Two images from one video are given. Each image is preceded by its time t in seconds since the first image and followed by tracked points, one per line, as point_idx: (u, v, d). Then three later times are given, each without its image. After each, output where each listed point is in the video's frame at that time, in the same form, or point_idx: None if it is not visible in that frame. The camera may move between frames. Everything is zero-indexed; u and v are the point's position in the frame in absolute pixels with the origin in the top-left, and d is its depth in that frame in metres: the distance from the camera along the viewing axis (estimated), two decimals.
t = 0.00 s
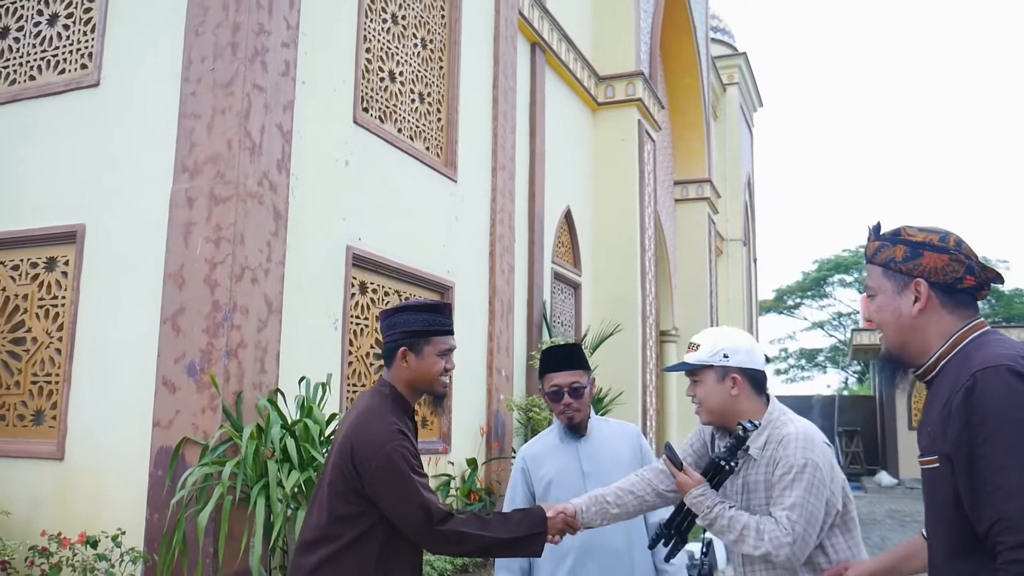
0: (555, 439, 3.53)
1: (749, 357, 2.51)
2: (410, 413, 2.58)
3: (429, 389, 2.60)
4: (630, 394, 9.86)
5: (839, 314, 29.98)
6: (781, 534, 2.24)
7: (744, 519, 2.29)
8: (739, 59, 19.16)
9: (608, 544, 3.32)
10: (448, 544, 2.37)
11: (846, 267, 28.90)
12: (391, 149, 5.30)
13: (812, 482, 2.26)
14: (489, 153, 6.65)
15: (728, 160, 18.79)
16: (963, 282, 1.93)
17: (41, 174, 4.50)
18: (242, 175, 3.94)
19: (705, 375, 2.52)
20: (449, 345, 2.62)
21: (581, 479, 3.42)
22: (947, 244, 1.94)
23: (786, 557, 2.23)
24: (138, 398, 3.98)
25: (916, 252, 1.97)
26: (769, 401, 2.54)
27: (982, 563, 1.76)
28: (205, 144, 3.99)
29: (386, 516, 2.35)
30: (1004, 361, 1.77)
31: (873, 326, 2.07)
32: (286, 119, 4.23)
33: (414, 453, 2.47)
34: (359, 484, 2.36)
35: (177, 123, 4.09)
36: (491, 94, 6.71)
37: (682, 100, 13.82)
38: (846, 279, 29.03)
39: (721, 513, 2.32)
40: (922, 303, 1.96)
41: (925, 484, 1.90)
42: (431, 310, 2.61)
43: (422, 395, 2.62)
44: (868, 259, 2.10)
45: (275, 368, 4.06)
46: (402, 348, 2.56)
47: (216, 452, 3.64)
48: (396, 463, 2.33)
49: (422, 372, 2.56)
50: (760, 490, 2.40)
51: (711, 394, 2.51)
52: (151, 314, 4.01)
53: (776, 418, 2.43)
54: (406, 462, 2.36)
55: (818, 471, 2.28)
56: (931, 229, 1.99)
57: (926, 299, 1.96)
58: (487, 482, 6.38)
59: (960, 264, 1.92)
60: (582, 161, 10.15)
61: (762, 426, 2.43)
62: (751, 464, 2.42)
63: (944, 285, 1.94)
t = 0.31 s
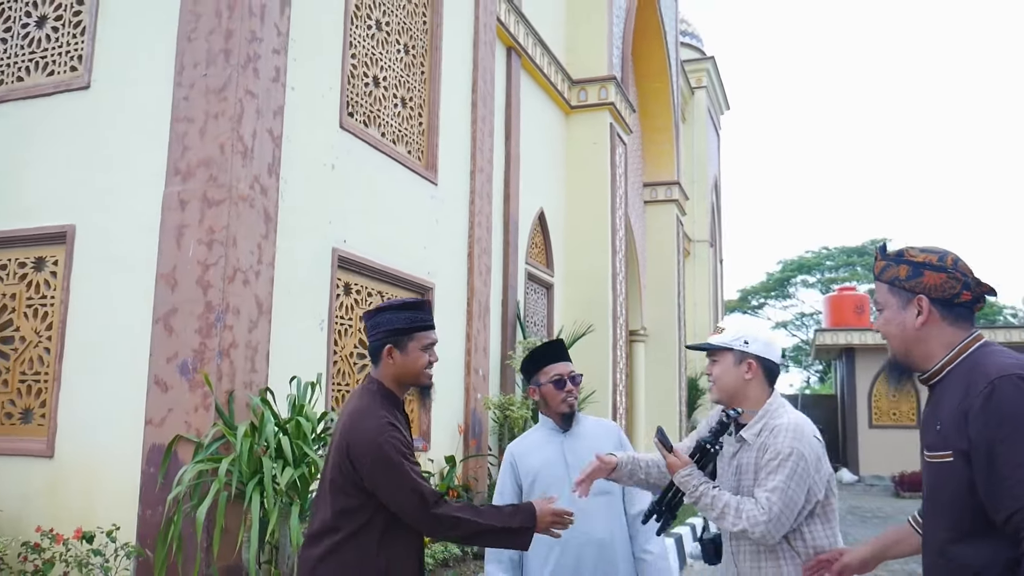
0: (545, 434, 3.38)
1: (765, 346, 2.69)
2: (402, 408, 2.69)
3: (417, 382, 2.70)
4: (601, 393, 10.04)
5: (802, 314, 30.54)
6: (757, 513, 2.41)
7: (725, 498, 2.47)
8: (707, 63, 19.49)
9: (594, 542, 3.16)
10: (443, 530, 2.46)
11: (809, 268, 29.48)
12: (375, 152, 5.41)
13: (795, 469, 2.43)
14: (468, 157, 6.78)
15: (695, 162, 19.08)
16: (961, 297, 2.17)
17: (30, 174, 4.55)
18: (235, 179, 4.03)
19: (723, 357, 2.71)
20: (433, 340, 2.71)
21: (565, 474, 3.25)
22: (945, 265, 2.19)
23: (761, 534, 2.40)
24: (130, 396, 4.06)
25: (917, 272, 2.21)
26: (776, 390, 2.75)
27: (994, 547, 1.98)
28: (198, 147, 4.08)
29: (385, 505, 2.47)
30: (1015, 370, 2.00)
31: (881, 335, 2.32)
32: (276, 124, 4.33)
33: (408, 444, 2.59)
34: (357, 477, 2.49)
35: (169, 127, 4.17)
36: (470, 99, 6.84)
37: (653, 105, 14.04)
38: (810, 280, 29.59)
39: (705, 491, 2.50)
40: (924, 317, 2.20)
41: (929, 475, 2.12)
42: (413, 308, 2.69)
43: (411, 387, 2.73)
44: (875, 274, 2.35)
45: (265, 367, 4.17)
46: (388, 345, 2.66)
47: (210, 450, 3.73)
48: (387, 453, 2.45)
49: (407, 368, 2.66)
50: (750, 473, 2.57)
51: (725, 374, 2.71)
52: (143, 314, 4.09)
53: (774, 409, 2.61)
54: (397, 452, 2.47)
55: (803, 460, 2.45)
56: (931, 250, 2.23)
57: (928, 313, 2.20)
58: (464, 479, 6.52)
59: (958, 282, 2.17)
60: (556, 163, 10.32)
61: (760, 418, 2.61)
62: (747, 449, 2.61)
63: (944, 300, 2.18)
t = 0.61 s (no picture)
0: (530, 373, 3.10)
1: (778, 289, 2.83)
2: (347, 351, 2.71)
3: (361, 326, 2.71)
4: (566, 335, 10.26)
5: (760, 258, 31.15)
6: (740, 435, 2.68)
7: (715, 420, 2.79)
8: (672, 7, 19.44)
9: (585, 484, 2.96)
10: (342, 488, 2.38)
11: (767, 213, 29.95)
12: (347, 100, 5.44)
13: (786, 402, 2.65)
14: (437, 103, 6.82)
15: (658, 107, 19.16)
16: (945, 254, 2.15)
17: None
18: (211, 127, 4.07)
19: (741, 305, 2.84)
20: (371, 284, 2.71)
21: (555, 413, 3.01)
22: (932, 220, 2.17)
23: (741, 454, 2.66)
24: (111, 342, 4.14)
25: (909, 230, 2.18)
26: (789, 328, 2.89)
27: (970, 473, 1.95)
28: (174, 96, 4.10)
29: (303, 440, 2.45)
30: (993, 318, 1.97)
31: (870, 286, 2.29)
32: (250, 72, 4.35)
33: (353, 401, 2.57)
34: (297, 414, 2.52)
35: (143, 75, 4.18)
36: (440, 45, 6.85)
37: (618, 49, 14.13)
38: (768, 224, 30.12)
39: (697, 412, 2.85)
40: (911, 271, 2.18)
41: (911, 412, 2.11)
42: (349, 255, 2.66)
43: (356, 331, 2.73)
44: (869, 227, 2.32)
45: (244, 313, 4.27)
46: (328, 293, 2.66)
47: (194, 393, 3.85)
48: (327, 389, 2.44)
49: (349, 313, 2.66)
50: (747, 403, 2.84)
51: (745, 321, 2.83)
52: (122, 262, 4.14)
53: (784, 348, 2.79)
54: (338, 394, 2.46)
55: (795, 395, 2.66)
56: (921, 210, 2.21)
57: (915, 268, 2.18)
58: (435, 419, 6.72)
59: (943, 239, 2.15)
60: (522, 108, 10.34)
61: (768, 355, 2.80)
62: (752, 382, 2.83)
63: (930, 254, 2.16)
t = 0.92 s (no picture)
0: (495, 352, 3.22)
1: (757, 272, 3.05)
2: (261, 335, 2.79)
3: (279, 311, 2.79)
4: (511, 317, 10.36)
5: (700, 240, 31.72)
6: (707, 397, 2.91)
7: (687, 383, 2.99)
8: None
9: (544, 460, 3.12)
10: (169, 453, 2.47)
11: (707, 195, 30.47)
12: (295, 84, 5.45)
13: (755, 373, 2.88)
14: (384, 87, 6.86)
15: (601, 90, 19.31)
16: (893, 242, 2.30)
17: None
18: (161, 112, 4.07)
19: (724, 287, 3.08)
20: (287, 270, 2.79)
21: (515, 393, 3.14)
22: (884, 211, 2.32)
23: (708, 415, 2.90)
24: (60, 327, 4.13)
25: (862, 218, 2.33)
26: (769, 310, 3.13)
27: (904, 438, 2.12)
28: (122, 80, 4.09)
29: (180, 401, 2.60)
30: (932, 300, 2.13)
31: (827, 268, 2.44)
32: (199, 56, 4.36)
33: (248, 383, 2.62)
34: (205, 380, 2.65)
35: (90, 58, 4.15)
36: (387, 28, 6.88)
37: (562, 32, 14.24)
38: (708, 206, 30.64)
39: (672, 374, 3.05)
40: (862, 255, 2.33)
41: (855, 384, 2.27)
42: (268, 243, 2.75)
43: (274, 316, 2.82)
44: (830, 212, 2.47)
45: (195, 297, 4.30)
46: (246, 278, 2.73)
47: (147, 378, 3.87)
48: (202, 360, 2.54)
49: (266, 298, 2.75)
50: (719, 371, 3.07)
51: (727, 301, 3.07)
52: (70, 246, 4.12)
53: (762, 326, 3.03)
54: (214, 367, 2.54)
55: (763, 368, 2.89)
56: (877, 200, 2.35)
57: (866, 253, 2.33)
58: (383, 401, 6.81)
59: (893, 228, 2.30)
60: (468, 91, 10.37)
61: (745, 331, 3.04)
62: (728, 354, 3.07)
63: (880, 242, 2.31)
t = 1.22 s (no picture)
0: (474, 343, 3.28)
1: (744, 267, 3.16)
2: (205, 324, 2.84)
3: (221, 299, 2.86)
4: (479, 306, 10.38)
5: (665, 229, 31.97)
6: (710, 389, 2.96)
7: (688, 376, 3.01)
8: None
9: (517, 449, 3.20)
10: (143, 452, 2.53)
11: (673, 184, 30.71)
12: (260, 74, 5.45)
13: (750, 363, 2.99)
14: (350, 78, 6.87)
15: (567, 80, 19.38)
16: (858, 231, 2.40)
17: None
18: (127, 103, 4.07)
19: (713, 279, 3.19)
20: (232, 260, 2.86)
21: (492, 382, 3.21)
22: (850, 202, 2.41)
23: (712, 407, 2.96)
24: (25, 318, 4.11)
25: (828, 208, 2.42)
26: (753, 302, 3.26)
27: (869, 424, 2.22)
28: (86, 70, 4.08)
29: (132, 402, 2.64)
30: (895, 288, 2.24)
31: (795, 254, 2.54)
32: (164, 47, 4.36)
33: (198, 371, 2.69)
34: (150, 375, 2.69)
35: (53, 48, 4.13)
36: (352, 18, 6.88)
37: (527, 22, 14.26)
38: (673, 196, 30.87)
39: (672, 369, 3.02)
40: (827, 244, 2.43)
41: (821, 370, 2.38)
42: (213, 232, 2.82)
43: (217, 306, 2.88)
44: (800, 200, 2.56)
45: (161, 288, 4.32)
46: (190, 266, 2.80)
47: (114, 368, 3.88)
48: (150, 355, 2.60)
49: (210, 286, 2.82)
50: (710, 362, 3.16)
51: (715, 293, 3.19)
52: (34, 237, 4.11)
53: (750, 315, 3.16)
54: (162, 360, 2.60)
55: (757, 357, 3.01)
56: (844, 188, 2.43)
57: (832, 241, 2.43)
58: (351, 390, 6.84)
59: (858, 218, 2.39)
60: (434, 82, 10.35)
61: (734, 322, 3.16)
62: (718, 344, 3.19)
63: (845, 231, 2.40)
